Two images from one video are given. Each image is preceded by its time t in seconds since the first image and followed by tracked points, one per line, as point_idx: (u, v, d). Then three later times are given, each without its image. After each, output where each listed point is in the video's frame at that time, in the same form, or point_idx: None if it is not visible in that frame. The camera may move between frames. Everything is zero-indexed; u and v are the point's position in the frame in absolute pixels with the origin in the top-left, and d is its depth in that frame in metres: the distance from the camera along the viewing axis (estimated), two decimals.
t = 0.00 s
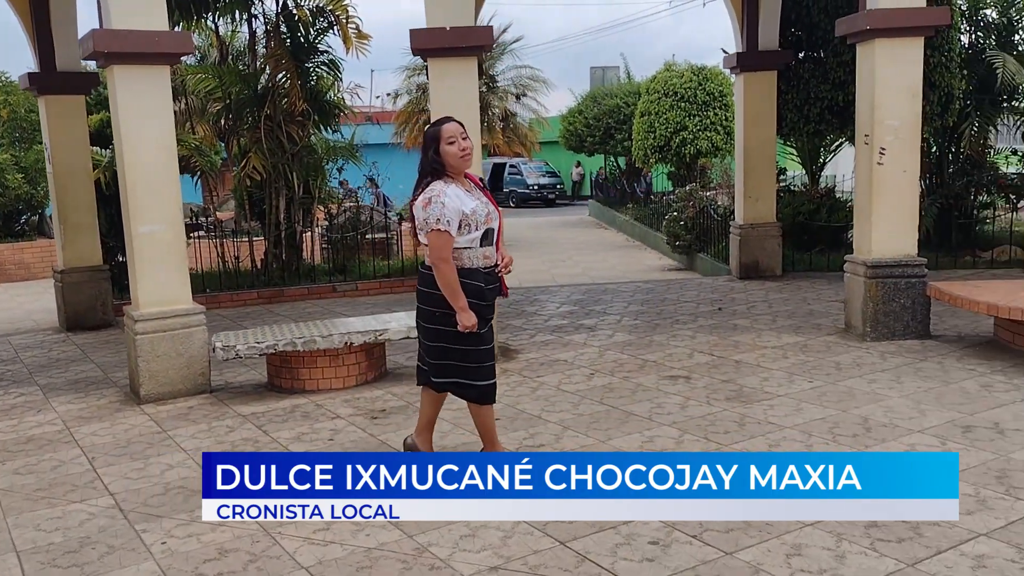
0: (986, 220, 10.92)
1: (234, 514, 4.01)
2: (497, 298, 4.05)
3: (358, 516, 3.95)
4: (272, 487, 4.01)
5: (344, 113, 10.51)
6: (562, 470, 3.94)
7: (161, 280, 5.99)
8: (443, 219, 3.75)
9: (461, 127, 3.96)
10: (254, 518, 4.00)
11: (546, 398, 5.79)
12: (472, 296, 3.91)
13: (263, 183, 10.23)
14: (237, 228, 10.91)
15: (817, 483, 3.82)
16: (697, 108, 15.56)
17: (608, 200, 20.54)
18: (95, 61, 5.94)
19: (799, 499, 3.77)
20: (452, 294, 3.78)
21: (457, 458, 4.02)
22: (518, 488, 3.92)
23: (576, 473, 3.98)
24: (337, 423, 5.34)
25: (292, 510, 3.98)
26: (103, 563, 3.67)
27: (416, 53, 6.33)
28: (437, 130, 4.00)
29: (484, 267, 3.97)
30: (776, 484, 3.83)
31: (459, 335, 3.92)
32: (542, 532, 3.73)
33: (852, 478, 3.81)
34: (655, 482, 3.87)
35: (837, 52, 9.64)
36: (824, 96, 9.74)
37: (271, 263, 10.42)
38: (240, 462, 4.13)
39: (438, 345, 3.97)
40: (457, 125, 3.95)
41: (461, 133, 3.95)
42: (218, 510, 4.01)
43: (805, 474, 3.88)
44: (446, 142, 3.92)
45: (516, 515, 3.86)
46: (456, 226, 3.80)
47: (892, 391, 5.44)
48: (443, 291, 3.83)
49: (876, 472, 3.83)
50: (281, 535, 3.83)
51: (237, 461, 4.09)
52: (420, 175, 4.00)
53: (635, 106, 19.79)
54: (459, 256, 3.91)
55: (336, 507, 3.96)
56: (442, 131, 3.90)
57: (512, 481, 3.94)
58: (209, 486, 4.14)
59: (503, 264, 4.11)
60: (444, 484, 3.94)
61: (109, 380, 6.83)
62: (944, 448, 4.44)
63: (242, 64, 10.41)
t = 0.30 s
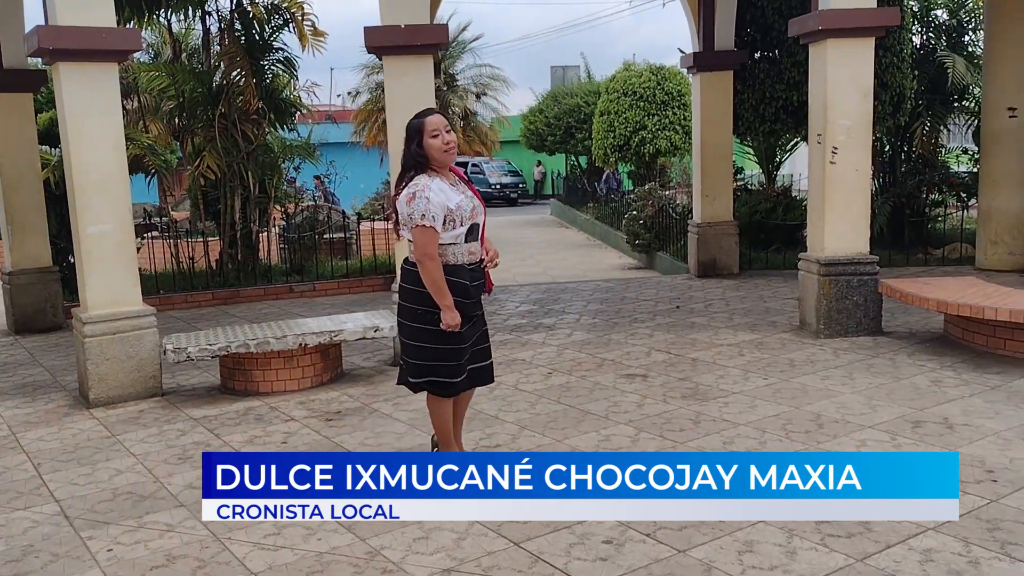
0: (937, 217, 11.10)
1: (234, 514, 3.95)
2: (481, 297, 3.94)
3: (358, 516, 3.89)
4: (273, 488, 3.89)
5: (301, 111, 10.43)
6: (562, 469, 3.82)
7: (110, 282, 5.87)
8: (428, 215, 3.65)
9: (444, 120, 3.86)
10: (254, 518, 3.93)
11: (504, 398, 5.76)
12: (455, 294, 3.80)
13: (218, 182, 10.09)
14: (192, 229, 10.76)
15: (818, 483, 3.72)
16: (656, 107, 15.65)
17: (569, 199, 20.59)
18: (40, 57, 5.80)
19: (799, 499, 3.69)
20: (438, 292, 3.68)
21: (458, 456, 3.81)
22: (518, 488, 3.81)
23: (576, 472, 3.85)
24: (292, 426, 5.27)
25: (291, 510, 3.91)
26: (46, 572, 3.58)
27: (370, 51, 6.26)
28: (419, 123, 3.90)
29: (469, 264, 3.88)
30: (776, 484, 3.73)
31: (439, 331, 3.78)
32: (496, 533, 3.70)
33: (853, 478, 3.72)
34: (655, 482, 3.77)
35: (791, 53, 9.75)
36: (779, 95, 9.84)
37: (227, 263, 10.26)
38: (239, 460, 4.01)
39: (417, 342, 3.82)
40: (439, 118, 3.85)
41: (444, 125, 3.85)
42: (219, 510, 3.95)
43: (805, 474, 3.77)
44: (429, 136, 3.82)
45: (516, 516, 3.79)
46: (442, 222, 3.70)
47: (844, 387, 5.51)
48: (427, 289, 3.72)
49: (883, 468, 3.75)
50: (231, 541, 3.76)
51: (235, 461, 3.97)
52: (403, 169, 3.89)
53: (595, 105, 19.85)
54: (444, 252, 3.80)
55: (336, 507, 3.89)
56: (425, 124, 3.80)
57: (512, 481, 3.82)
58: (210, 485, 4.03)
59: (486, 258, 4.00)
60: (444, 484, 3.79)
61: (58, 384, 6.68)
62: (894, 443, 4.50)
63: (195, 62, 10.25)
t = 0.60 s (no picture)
0: (884, 212, 11.28)
1: (234, 513, 3.87)
2: (459, 297, 3.85)
3: (358, 516, 3.81)
4: (272, 488, 3.79)
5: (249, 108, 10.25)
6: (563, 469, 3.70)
7: (49, 283, 5.69)
8: (396, 213, 3.63)
9: (425, 118, 3.81)
10: (254, 517, 3.86)
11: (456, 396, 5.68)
12: (425, 295, 3.75)
13: (164, 180, 9.87)
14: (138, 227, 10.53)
15: (818, 483, 3.60)
16: (608, 104, 15.69)
17: (524, 195, 20.57)
18: None
19: (799, 499, 3.58)
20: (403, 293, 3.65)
21: (457, 456, 3.76)
22: (518, 488, 3.69)
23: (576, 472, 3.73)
24: (238, 428, 5.17)
25: (292, 510, 3.83)
26: None
27: (317, 46, 6.13)
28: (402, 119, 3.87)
29: (444, 264, 3.82)
30: (776, 484, 3.62)
31: (408, 333, 3.76)
32: (446, 534, 3.65)
33: (852, 478, 3.60)
34: (655, 482, 3.65)
35: (740, 49, 9.82)
36: (728, 92, 9.92)
37: (174, 263, 10.05)
38: (238, 459, 3.88)
39: (388, 343, 3.82)
40: (421, 115, 3.80)
41: (424, 124, 3.80)
42: (218, 510, 3.87)
43: (805, 473, 3.63)
44: (408, 133, 3.78)
45: (516, 516, 3.72)
46: (411, 222, 3.67)
47: (793, 380, 5.56)
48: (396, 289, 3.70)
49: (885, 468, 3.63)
50: (172, 548, 3.67)
51: (234, 461, 3.85)
52: (381, 166, 3.87)
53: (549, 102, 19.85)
54: (417, 252, 3.77)
55: (336, 507, 3.80)
56: (403, 122, 3.76)
57: (512, 481, 3.68)
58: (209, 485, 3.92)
59: (467, 261, 3.92)
60: (445, 483, 3.72)
61: None
62: (842, 435, 4.55)
63: (140, 58, 10.02)
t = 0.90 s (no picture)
0: (856, 207, 11.32)
1: (234, 514, 3.80)
2: (474, 296, 3.72)
3: (358, 516, 3.75)
4: (272, 487, 3.69)
5: (216, 105, 10.06)
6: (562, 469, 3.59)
7: (6, 285, 5.53)
8: (407, 209, 3.51)
9: (444, 112, 3.67)
10: (254, 517, 3.79)
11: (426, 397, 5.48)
12: (437, 293, 3.63)
13: (129, 179, 9.69)
14: (103, 227, 10.34)
15: (817, 482, 3.49)
16: (582, 100, 15.65)
17: (498, 192, 20.48)
18: None
19: (797, 499, 3.50)
20: (416, 290, 3.53)
21: (458, 455, 3.62)
22: (518, 488, 3.59)
23: (575, 472, 3.61)
24: (202, 433, 5.05)
25: (291, 510, 3.75)
26: None
27: (281, 41, 6.00)
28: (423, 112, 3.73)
29: (458, 262, 3.67)
30: (776, 484, 3.51)
31: (420, 332, 3.66)
32: (412, 541, 3.57)
33: (852, 477, 3.48)
34: (655, 481, 3.52)
35: (711, 45, 9.80)
36: (701, 88, 9.90)
37: (140, 263, 9.86)
38: (238, 458, 3.75)
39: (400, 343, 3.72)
40: (440, 110, 3.66)
41: (443, 118, 3.66)
42: (219, 510, 3.80)
43: (804, 472, 3.52)
44: (425, 127, 3.64)
45: (516, 516, 3.63)
46: (423, 217, 3.54)
47: (765, 378, 5.53)
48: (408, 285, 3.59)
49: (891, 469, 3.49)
50: (130, 559, 3.56)
51: (233, 462, 3.71)
52: (399, 158, 3.75)
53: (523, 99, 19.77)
54: (429, 249, 3.63)
55: (336, 507, 3.73)
56: (420, 115, 3.63)
57: (512, 480, 3.59)
58: (208, 486, 3.82)
59: (484, 259, 3.75)
60: (445, 484, 3.60)
61: None
62: (813, 433, 4.52)
63: (104, 55, 9.80)
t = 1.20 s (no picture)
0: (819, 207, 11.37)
1: (233, 514, 3.67)
2: (472, 296, 3.54)
3: (358, 515, 3.59)
4: (272, 488, 3.50)
5: (174, 104, 9.84)
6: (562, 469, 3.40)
7: None
8: (402, 207, 3.32)
9: (460, 118, 3.44)
10: (254, 517, 3.62)
11: (385, 403, 5.32)
12: (437, 292, 3.43)
13: (83, 179, 9.45)
14: (58, 229, 10.09)
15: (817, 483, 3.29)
16: (548, 99, 15.59)
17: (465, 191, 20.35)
18: None
19: (799, 499, 3.33)
20: (412, 291, 3.34)
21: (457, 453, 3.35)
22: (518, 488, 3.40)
23: (574, 471, 3.42)
24: (153, 442, 4.89)
25: (291, 510, 3.59)
26: None
27: (236, 38, 5.85)
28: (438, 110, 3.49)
29: (454, 261, 3.48)
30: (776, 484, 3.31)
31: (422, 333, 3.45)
32: (366, 555, 3.45)
33: (852, 478, 3.28)
34: (655, 481, 3.37)
35: (676, 44, 9.76)
36: (665, 87, 9.86)
37: (95, 264, 9.62)
38: (237, 457, 3.52)
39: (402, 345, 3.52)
40: (458, 116, 3.44)
41: (459, 125, 3.44)
42: (219, 510, 3.67)
43: (805, 472, 3.31)
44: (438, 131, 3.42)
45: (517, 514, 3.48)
46: (418, 217, 3.35)
47: (729, 380, 5.49)
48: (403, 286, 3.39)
49: (885, 463, 3.26)
50: None
51: (232, 462, 3.49)
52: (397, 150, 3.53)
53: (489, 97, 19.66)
54: (423, 248, 3.43)
55: (336, 507, 3.56)
56: (436, 118, 3.40)
57: (512, 481, 3.39)
58: (207, 486, 3.63)
59: (478, 259, 3.55)
60: (444, 484, 3.37)
61: None
62: (777, 437, 4.47)
63: (57, 52, 9.55)
